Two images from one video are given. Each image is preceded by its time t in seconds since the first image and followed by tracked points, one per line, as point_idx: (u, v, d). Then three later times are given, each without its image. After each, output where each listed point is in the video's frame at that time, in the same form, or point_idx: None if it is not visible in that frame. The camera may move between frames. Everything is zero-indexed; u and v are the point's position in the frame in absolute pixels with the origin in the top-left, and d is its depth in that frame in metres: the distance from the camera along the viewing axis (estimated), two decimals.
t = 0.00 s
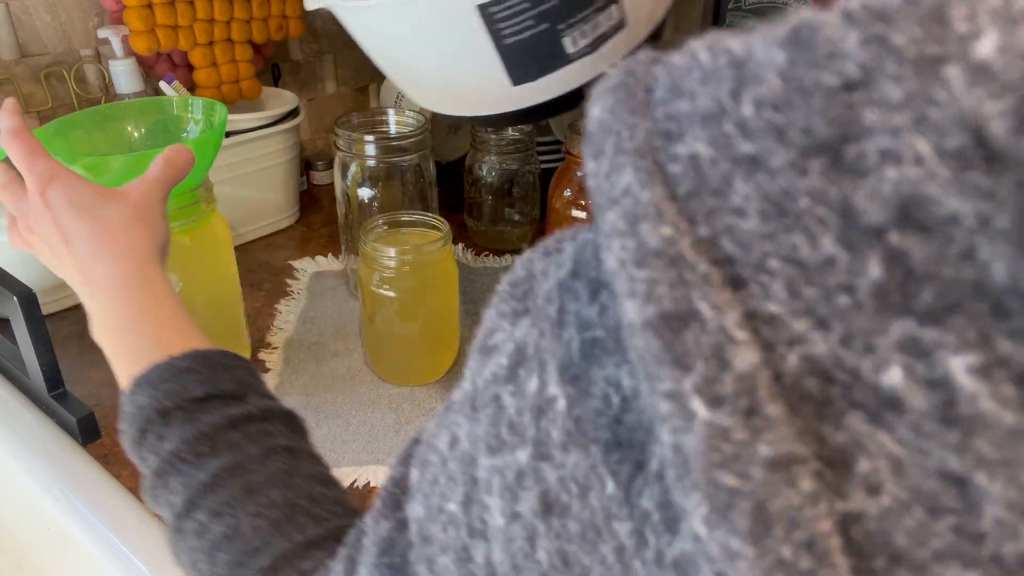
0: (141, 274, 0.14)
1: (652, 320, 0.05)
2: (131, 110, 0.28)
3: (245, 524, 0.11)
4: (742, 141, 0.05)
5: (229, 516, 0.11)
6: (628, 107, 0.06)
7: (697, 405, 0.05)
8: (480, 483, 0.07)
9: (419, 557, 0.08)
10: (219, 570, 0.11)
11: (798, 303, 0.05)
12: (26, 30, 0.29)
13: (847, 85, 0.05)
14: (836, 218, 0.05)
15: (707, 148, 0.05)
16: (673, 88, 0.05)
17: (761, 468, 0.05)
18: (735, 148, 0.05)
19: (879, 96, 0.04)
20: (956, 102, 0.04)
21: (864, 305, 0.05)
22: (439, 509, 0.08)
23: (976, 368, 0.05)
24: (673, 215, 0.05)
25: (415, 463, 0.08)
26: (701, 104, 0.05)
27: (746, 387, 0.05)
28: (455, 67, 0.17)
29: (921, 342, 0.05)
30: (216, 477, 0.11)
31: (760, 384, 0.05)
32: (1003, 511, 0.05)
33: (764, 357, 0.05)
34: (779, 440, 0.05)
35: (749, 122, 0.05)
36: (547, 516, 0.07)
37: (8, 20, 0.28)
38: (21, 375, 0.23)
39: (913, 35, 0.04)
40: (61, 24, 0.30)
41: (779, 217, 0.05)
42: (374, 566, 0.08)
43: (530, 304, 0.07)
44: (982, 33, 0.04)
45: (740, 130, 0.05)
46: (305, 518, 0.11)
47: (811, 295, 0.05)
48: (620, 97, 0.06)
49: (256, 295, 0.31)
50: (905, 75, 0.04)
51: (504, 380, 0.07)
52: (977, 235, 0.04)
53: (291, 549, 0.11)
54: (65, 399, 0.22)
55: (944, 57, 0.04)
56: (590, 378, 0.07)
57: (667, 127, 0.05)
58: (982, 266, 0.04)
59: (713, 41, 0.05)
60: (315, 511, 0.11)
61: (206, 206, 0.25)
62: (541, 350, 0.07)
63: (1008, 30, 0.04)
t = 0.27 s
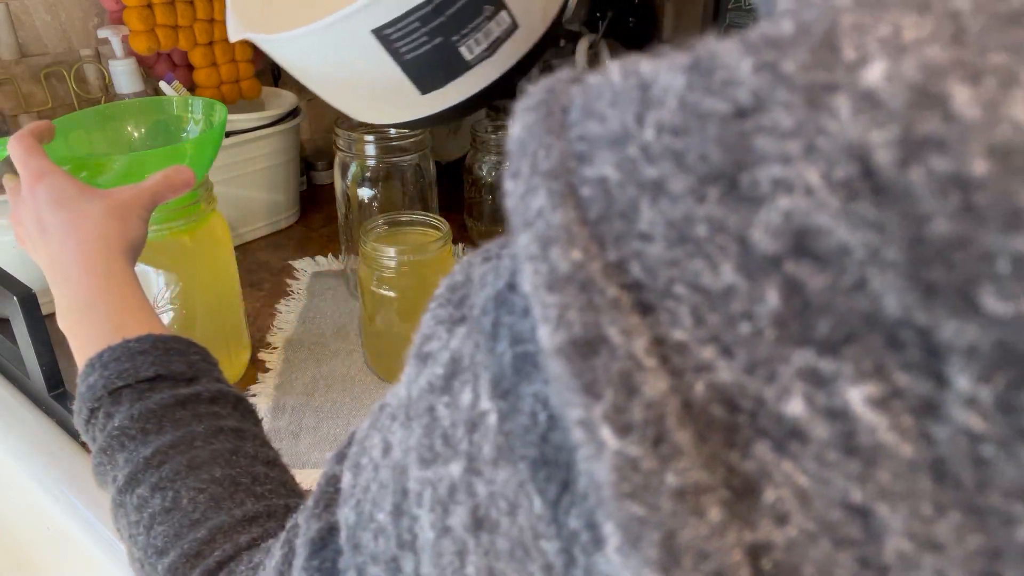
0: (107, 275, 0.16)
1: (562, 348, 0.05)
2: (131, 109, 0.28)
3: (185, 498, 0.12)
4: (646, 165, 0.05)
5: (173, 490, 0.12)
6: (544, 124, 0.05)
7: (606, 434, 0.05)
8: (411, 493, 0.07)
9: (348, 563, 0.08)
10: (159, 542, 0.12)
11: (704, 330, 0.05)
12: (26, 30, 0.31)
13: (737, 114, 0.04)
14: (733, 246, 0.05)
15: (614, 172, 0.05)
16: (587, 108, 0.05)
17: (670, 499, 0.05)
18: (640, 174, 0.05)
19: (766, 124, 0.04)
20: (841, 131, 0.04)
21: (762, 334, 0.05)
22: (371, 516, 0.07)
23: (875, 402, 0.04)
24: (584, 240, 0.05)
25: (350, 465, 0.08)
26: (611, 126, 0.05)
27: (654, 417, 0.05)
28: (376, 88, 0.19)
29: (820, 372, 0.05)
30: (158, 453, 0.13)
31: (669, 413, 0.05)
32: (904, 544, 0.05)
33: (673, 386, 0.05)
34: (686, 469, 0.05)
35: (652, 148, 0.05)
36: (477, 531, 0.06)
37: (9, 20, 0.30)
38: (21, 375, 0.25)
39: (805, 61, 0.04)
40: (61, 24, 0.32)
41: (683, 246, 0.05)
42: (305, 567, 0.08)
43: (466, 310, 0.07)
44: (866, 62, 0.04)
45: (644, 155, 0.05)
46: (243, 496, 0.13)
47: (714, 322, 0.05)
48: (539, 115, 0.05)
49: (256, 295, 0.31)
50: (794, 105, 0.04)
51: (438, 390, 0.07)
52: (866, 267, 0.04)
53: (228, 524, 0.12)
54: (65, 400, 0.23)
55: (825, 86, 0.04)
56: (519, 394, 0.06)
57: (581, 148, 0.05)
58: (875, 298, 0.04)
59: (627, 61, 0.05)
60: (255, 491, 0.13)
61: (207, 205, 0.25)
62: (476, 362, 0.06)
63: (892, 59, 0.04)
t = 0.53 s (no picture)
0: (93, 278, 0.16)
1: (518, 397, 0.05)
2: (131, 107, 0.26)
3: (166, 489, 0.12)
4: (600, 210, 0.05)
5: (154, 481, 0.12)
6: (500, 163, 0.05)
7: (564, 485, 0.05)
8: (375, 527, 0.07)
9: None
10: (139, 532, 0.12)
11: (662, 378, 0.05)
12: (26, 30, 0.30)
13: (688, 163, 0.04)
14: (688, 296, 0.05)
15: (569, 216, 0.05)
16: (544, 148, 0.05)
17: (629, 550, 0.05)
18: (595, 219, 0.05)
19: (718, 175, 0.04)
20: (790, 184, 0.04)
21: (720, 382, 0.05)
22: (335, 545, 0.07)
23: (833, 454, 0.04)
24: (541, 284, 0.05)
25: (316, 488, 0.08)
26: (566, 168, 0.05)
27: (613, 467, 0.05)
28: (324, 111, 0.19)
29: (777, 423, 0.05)
30: (140, 446, 0.12)
31: (628, 463, 0.05)
32: None
33: (633, 434, 0.05)
34: (646, 520, 0.05)
35: (606, 193, 0.05)
36: (439, 569, 0.06)
37: (9, 20, 0.29)
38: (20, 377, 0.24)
39: (755, 113, 0.04)
40: (61, 24, 0.31)
41: (638, 294, 0.05)
42: None
43: (431, 337, 0.07)
44: (816, 115, 0.04)
45: (597, 200, 0.05)
46: (224, 488, 0.12)
47: (672, 370, 0.05)
48: (496, 152, 0.05)
49: (254, 295, 0.29)
50: (744, 158, 0.04)
51: (401, 422, 0.07)
52: (820, 321, 0.04)
53: (209, 514, 0.12)
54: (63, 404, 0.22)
55: (774, 138, 0.04)
56: (479, 432, 0.06)
57: (537, 188, 0.05)
58: (829, 351, 0.04)
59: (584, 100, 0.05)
60: (236, 483, 0.12)
61: (207, 205, 0.23)
62: (438, 396, 0.06)
63: (842, 112, 0.04)
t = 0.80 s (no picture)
0: (89, 282, 0.15)
1: (494, 453, 0.05)
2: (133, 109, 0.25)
3: (156, 498, 0.11)
4: (577, 262, 0.05)
5: (144, 490, 0.11)
6: (474, 206, 0.05)
7: (545, 546, 0.05)
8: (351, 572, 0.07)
9: None
10: (129, 542, 0.11)
11: (643, 436, 0.05)
12: (26, 30, 0.30)
13: (666, 217, 0.04)
14: (668, 353, 0.04)
15: (544, 265, 0.05)
16: (517, 191, 0.05)
17: None
18: (571, 269, 0.05)
19: (697, 230, 0.04)
20: (773, 243, 0.04)
21: (704, 444, 0.04)
22: None
23: (825, 521, 0.04)
24: (515, 334, 0.05)
25: (292, 523, 0.08)
26: (541, 215, 0.05)
27: (595, 527, 0.05)
28: (293, 123, 0.18)
29: (765, 487, 0.04)
30: (132, 454, 0.12)
31: (610, 522, 0.05)
32: None
33: (615, 493, 0.05)
34: None
35: (582, 244, 0.05)
36: None
37: (9, 19, 0.29)
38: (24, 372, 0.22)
39: (736, 164, 0.04)
40: (61, 24, 0.31)
41: (617, 348, 0.05)
42: None
43: (405, 372, 0.06)
44: (798, 168, 0.04)
45: (574, 251, 0.05)
46: (215, 497, 0.12)
47: (654, 428, 0.05)
48: (471, 191, 0.05)
49: (254, 295, 0.29)
50: (723, 212, 0.04)
51: (376, 464, 0.06)
52: (807, 383, 0.04)
53: (198, 524, 0.11)
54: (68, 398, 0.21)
55: (757, 193, 0.04)
56: (455, 479, 0.06)
57: (510, 234, 0.05)
58: (818, 414, 0.04)
59: (560, 143, 0.05)
60: (227, 492, 0.12)
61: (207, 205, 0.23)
62: (412, 438, 0.06)
63: (827, 167, 0.04)
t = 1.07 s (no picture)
0: (145, 338, 0.16)
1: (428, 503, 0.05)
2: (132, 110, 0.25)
3: (195, 525, 0.11)
4: (506, 308, 0.05)
5: (184, 518, 0.11)
6: (414, 246, 0.05)
7: None
8: None
9: None
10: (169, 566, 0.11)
11: (574, 488, 0.05)
12: (26, 30, 0.28)
13: (587, 267, 0.04)
14: (595, 404, 0.04)
15: (477, 309, 0.05)
16: (452, 233, 0.05)
17: None
18: (500, 314, 0.05)
19: (615, 281, 0.04)
20: (687, 300, 0.04)
21: (632, 497, 0.04)
22: None
23: None
24: (447, 381, 0.05)
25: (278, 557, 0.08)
26: (473, 259, 0.05)
27: None
28: (279, 124, 0.17)
29: (694, 545, 0.04)
30: (176, 485, 0.12)
31: None
32: None
33: (548, 544, 0.05)
34: None
35: (510, 289, 0.05)
36: None
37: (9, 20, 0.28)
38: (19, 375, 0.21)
39: (652, 215, 0.04)
40: (61, 23, 0.29)
41: (546, 398, 0.05)
42: None
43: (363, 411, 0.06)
44: (712, 222, 0.04)
45: (502, 296, 0.05)
46: (250, 523, 0.11)
47: (585, 480, 0.05)
48: (412, 231, 0.05)
49: (253, 295, 0.28)
50: (640, 265, 0.04)
51: (331, 506, 0.06)
52: (728, 441, 0.04)
53: (232, 548, 0.11)
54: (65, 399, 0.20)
55: (675, 247, 0.04)
56: (393, 526, 0.06)
57: (445, 275, 0.05)
58: (739, 472, 0.04)
59: (499, 182, 0.05)
60: (261, 519, 0.12)
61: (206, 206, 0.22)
62: (360, 484, 0.06)
63: (739, 221, 0.04)
